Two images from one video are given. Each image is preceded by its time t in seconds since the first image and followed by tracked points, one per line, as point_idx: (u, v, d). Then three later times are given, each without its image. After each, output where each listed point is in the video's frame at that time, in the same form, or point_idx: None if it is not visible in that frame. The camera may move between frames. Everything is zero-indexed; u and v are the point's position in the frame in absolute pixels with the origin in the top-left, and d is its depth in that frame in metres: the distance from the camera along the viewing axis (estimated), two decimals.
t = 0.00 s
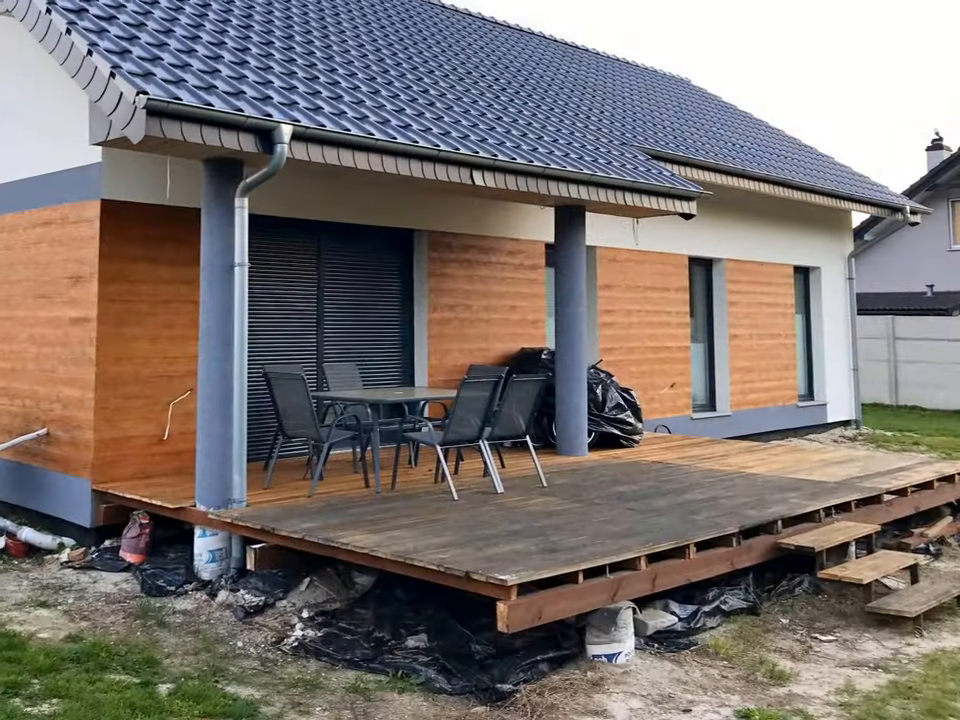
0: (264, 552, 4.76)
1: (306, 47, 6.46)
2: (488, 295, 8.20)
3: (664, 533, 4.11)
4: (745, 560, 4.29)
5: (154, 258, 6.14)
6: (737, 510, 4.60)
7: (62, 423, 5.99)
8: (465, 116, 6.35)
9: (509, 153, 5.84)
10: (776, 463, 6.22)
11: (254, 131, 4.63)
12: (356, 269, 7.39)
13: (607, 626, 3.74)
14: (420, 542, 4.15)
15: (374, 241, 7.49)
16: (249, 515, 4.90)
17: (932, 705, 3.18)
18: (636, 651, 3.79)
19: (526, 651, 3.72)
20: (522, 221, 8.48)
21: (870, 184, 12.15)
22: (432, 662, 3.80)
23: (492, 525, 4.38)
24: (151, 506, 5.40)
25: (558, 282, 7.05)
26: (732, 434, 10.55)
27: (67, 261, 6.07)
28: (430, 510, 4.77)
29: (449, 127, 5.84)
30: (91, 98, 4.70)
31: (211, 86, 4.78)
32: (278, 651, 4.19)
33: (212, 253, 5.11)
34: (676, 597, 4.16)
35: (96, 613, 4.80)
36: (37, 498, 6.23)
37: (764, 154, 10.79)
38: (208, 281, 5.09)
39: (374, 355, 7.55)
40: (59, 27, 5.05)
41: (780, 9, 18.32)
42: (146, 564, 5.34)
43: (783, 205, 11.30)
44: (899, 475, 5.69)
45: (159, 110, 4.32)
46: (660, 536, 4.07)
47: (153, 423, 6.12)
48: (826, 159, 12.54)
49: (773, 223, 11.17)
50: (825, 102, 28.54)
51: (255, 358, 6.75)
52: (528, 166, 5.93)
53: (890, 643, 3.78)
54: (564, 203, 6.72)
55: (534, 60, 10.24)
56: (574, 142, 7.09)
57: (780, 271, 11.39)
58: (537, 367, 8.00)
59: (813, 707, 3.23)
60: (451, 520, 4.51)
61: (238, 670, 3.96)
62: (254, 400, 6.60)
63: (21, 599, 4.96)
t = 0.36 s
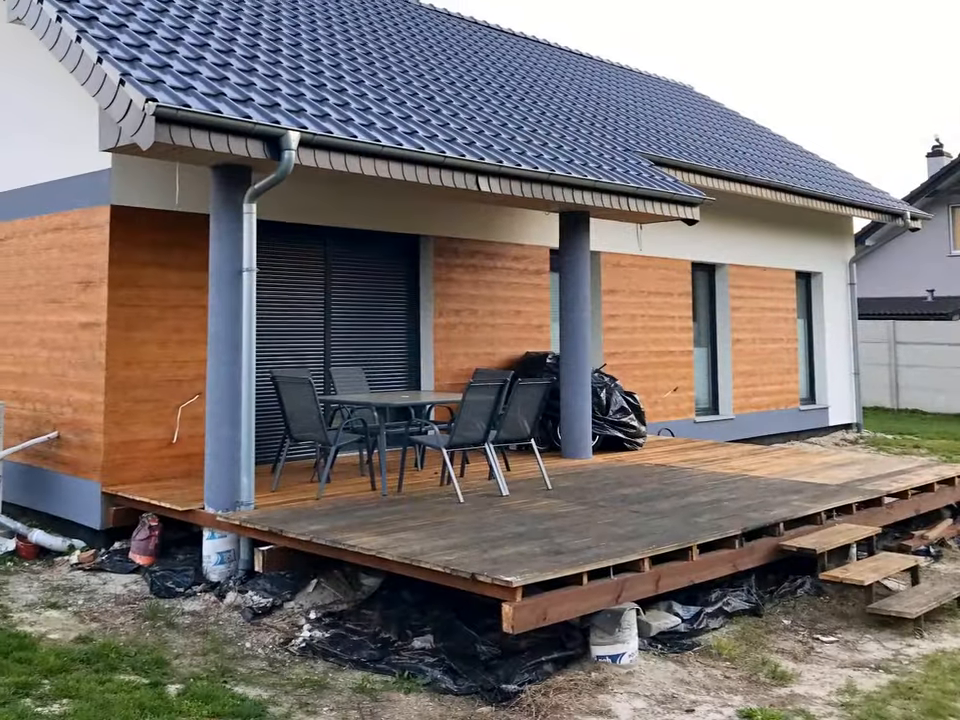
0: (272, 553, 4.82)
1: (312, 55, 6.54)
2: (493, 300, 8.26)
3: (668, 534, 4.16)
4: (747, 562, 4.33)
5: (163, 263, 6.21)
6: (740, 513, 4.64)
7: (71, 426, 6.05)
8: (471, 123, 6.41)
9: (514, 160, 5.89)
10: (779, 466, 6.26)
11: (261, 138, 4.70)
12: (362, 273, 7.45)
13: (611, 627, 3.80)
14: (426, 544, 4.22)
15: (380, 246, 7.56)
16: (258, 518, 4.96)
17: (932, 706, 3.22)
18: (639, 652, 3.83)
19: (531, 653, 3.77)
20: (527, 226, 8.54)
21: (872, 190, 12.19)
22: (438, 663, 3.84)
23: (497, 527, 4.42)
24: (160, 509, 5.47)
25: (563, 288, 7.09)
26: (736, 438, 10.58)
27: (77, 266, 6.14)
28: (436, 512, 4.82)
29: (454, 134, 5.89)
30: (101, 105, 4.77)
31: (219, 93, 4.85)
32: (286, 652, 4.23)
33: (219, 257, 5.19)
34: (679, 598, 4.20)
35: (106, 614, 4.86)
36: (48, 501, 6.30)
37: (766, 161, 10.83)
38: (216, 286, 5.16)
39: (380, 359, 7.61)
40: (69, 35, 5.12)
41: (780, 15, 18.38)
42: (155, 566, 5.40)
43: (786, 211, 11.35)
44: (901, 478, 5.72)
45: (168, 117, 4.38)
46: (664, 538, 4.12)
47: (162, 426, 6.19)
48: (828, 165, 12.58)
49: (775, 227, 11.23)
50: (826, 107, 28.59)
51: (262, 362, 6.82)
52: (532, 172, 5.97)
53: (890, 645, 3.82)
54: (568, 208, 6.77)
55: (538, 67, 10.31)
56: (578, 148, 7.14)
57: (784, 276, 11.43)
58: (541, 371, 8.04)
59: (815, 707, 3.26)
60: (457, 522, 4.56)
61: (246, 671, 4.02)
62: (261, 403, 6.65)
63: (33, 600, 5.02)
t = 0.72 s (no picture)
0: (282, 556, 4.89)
1: (321, 64, 6.64)
2: (500, 305, 8.33)
3: (671, 537, 4.22)
4: (751, 564, 4.38)
5: (174, 270, 6.30)
6: (743, 516, 4.69)
7: (84, 431, 6.15)
8: (477, 131, 6.50)
9: (520, 168, 5.96)
10: (782, 470, 6.30)
11: (271, 146, 4.77)
12: (370, 280, 7.53)
13: (616, 628, 3.84)
14: (433, 545, 4.28)
15: (387, 253, 7.64)
16: (267, 520, 5.04)
17: (932, 706, 3.26)
18: (644, 653, 3.89)
19: (536, 654, 3.82)
20: (533, 232, 8.62)
21: (874, 198, 12.25)
22: (445, 664, 3.90)
23: (502, 529, 4.48)
24: (171, 512, 5.56)
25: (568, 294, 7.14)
26: (740, 442, 10.64)
27: (89, 273, 6.23)
28: (443, 515, 4.88)
29: (461, 142, 5.97)
30: (113, 113, 4.85)
31: (229, 102, 4.93)
32: (295, 653, 4.29)
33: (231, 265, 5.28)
34: (683, 600, 4.25)
35: (117, 615, 4.93)
36: (60, 504, 6.39)
37: (769, 168, 10.90)
38: (227, 292, 5.24)
39: (388, 364, 7.68)
40: (81, 44, 5.21)
41: (781, 24, 18.46)
42: (166, 568, 5.49)
43: (789, 218, 11.40)
44: (901, 481, 5.77)
45: (179, 125, 4.46)
46: (668, 540, 4.17)
47: (174, 430, 6.28)
48: (830, 173, 12.64)
49: (776, 234, 11.29)
50: (827, 114, 28.66)
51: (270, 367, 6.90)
52: (538, 179, 6.04)
53: (892, 646, 3.86)
54: (574, 215, 6.84)
55: (542, 76, 10.39)
56: (584, 156, 7.21)
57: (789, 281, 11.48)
58: (547, 376, 8.10)
59: (817, 708, 3.31)
60: (463, 525, 4.63)
61: (256, 671, 4.08)
62: (269, 408, 6.74)
63: (45, 602, 5.10)
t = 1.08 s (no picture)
0: (292, 558, 4.98)
1: (330, 74, 6.75)
2: (507, 311, 8.42)
3: (676, 540, 4.27)
4: (754, 567, 4.44)
5: (186, 277, 6.41)
6: (747, 519, 4.74)
7: (98, 435, 6.25)
8: (485, 140, 6.58)
9: (527, 176, 6.04)
10: (785, 473, 6.36)
11: (281, 155, 4.86)
12: (379, 286, 7.61)
13: (622, 629, 3.91)
14: (441, 548, 4.35)
15: (395, 260, 7.73)
16: (278, 524, 5.12)
17: (932, 705, 3.31)
18: (649, 654, 3.96)
19: (543, 655, 3.89)
20: (539, 240, 8.70)
21: (876, 206, 12.32)
22: (453, 665, 3.97)
23: (509, 532, 4.55)
24: (182, 516, 5.64)
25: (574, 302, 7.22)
26: (744, 447, 10.70)
27: (103, 280, 6.34)
28: (451, 518, 4.96)
29: (469, 151, 6.06)
30: (126, 123, 4.94)
31: (241, 112, 5.02)
32: (305, 654, 4.37)
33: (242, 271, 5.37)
34: (687, 603, 4.31)
35: (130, 617, 5.01)
36: (74, 508, 6.49)
37: (773, 177, 10.96)
38: (239, 298, 5.33)
39: (396, 369, 7.77)
40: (95, 54, 5.31)
41: (782, 35, 18.57)
42: (178, 570, 5.58)
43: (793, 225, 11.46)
44: (902, 485, 5.82)
45: (191, 134, 4.55)
46: (672, 543, 4.23)
47: (186, 435, 6.37)
48: (832, 181, 12.69)
49: (780, 241, 11.35)
50: (828, 121, 28.71)
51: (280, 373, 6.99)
52: (545, 188, 6.12)
53: (893, 647, 3.91)
54: (579, 223, 6.91)
55: (547, 85, 10.51)
56: (590, 164, 7.30)
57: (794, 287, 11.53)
58: (553, 381, 8.17)
59: (820, 708, 3.37)
60: (471, 527, 4.70)
61: (267, 672, 4.15)
62: (279, 412, 6.83)
63: (60, 604, 5.19)
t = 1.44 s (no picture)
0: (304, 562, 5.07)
1: (340, 85, 6.87)
2: (515, 318, 8.51)
3: (681, 543, 4.34)
4: (757, 569, 4.51)
5: (199, 285, 6.52)
6: (751, 522, 4.80)
7: (113, 440, 6.36)
8: (493, 150, 6.69)
9: (534, 185, 6.14)
10: (788, 478, 6.42)
11: (293, 165, 4.96)
12: (389, 293, 7.71)
13: (627, 631, 3.99)
14: (450, 550, 4.43)
15: (404, 267, 7.83)
16: (290, 527, 5.21)
17: (932, 706, 3.37)
18: (655, 655, 4.03)
19: (550, 656, 3.96)
20: (546, 247, 8.80)
21: (877, 214, 12.39)
22: (463, 666, 4.04)
23: (516, 535, 4.62)
24: (196, 519, 5.75)
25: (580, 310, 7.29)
26: (748, 452, 10.75)
27: (118, 287, 6.45)
28: (459, 522, 5.04)
29: (477, 161, 6.17)
30: (141, 132, 5.05)
31: (253, 122, 5.13)
32: (317, 655, 4.45)
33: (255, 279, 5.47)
34: (692, 605, 4.38)
35: (144, 619, 5.11)
36: (89, 512, 6.60)
37: (776, 186, 11.04)
38: (251, 305, 5.44)
39: (406, 375, 7.87)
40: (110, 66, 5.43)
41: (784, 46, 18.68)
42: (191, 573, 5.68)
43: (797, 233, 11.53)
44: (902, 489, 5.87)
45: (204, 144, 4.64)
46: (677, 545, 4.30)
47: (199, 440, 6.48)
48: (835, 190, 12.77)
49: (783, 249, 11.41)
50: (831, 130, 28.77)
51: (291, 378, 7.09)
52: (552, 197, 6.21)
53: (894, 648, 3.96)
54: (585, 231, 7.01)
55: (553, 96, 10.63)
56: (596, 174, 7.40)
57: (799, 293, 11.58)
58: (560, 387, 8.25)
59: (822, 708, 3.43)
60: (479, 531, 4.77)
61: (279, 673, 4.24)
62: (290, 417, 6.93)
63: (75, 606, 5.29)
